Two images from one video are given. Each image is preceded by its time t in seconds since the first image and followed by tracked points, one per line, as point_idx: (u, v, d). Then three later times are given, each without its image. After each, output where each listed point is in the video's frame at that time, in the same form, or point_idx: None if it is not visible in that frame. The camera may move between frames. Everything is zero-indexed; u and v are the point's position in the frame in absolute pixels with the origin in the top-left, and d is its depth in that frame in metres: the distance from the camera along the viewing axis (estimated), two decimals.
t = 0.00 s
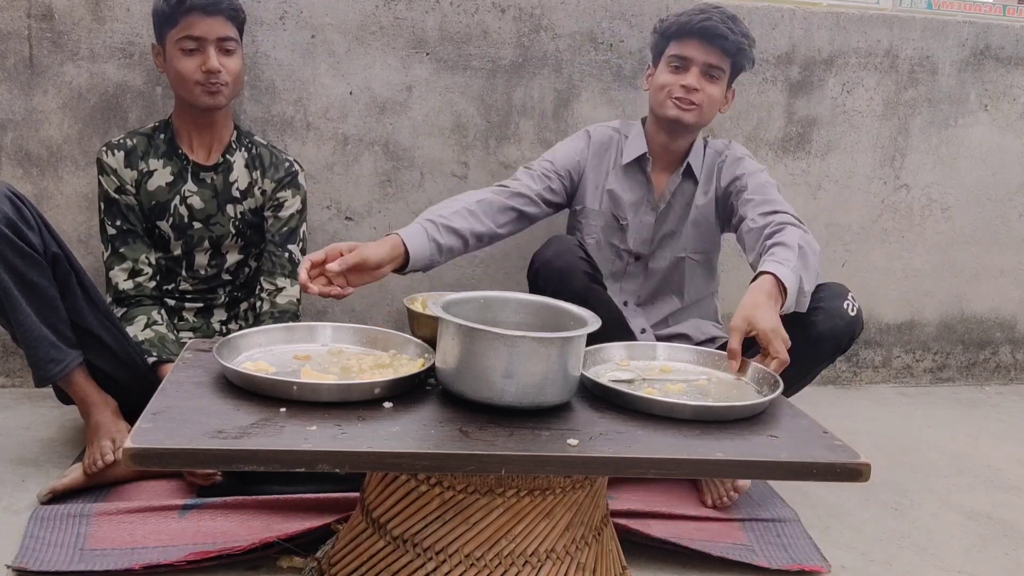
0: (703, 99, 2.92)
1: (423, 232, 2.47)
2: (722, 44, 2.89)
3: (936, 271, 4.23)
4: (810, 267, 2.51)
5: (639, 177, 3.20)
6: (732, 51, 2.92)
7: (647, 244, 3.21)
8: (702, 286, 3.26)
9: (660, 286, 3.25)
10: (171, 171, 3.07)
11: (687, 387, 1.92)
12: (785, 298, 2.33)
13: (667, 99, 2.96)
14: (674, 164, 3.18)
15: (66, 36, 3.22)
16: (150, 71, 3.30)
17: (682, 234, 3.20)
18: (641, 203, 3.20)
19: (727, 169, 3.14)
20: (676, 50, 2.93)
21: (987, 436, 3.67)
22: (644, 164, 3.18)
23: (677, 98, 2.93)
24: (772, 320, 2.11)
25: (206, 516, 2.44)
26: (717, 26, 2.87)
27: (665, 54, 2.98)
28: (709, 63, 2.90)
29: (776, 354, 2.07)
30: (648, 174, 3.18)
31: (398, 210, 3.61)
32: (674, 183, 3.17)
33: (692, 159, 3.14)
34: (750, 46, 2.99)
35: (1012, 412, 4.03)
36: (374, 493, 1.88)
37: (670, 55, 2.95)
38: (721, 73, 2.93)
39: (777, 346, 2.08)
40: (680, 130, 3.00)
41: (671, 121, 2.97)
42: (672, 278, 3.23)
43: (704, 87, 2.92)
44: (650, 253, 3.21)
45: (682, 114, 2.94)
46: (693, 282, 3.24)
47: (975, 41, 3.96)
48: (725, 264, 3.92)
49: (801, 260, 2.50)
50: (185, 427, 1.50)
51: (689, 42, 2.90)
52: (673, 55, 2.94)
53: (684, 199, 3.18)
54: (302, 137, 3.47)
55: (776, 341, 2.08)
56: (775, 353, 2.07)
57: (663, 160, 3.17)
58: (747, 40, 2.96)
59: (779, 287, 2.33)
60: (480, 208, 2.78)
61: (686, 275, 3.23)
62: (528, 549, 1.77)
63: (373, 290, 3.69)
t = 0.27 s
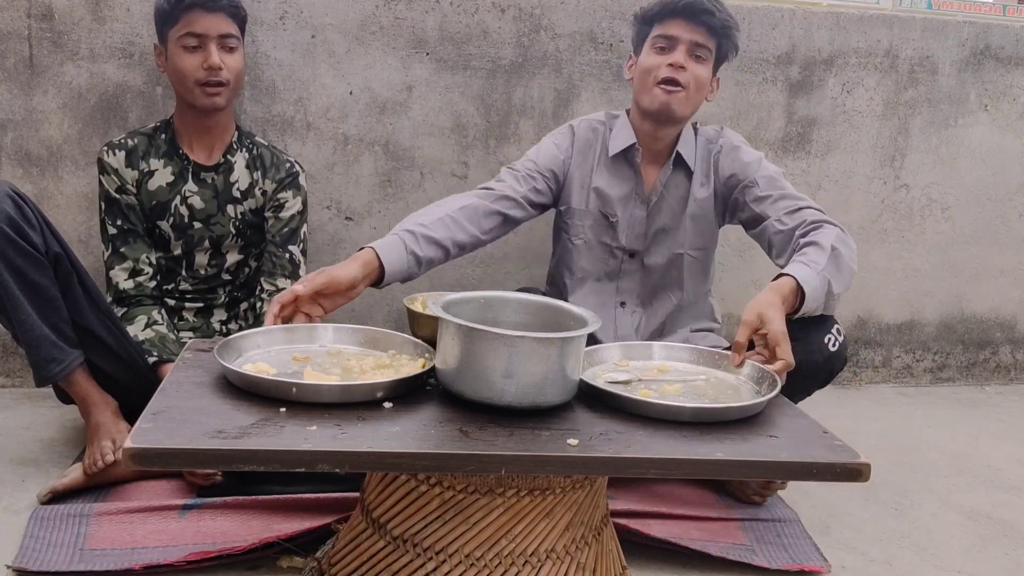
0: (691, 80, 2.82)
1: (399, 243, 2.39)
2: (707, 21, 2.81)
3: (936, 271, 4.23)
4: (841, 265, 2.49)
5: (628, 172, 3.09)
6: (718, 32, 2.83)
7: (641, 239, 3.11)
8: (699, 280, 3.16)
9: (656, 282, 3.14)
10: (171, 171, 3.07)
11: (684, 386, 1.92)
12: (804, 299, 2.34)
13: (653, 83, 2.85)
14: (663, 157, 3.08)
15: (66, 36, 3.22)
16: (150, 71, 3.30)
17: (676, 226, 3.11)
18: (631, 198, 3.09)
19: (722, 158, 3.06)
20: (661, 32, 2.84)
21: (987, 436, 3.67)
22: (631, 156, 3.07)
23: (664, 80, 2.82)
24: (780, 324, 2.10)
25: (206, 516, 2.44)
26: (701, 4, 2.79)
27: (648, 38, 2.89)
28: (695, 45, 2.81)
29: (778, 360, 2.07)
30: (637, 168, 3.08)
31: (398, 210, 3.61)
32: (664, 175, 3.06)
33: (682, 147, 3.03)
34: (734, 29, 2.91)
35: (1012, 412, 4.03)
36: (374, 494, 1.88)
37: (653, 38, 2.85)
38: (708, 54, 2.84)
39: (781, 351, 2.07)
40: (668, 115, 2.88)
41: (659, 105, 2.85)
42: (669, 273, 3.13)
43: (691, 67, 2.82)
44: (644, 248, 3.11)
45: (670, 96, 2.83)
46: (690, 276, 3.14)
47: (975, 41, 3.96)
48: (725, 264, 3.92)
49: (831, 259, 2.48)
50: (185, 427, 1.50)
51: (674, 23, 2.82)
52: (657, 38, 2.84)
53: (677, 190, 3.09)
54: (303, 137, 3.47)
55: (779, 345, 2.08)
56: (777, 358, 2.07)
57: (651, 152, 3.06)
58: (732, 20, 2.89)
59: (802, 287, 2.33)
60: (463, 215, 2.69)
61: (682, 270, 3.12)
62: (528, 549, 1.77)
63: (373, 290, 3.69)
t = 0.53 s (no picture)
0: (686, 71, 2.67)
1: (384, 257, 2.22)
2: (705, 10, 2.66)
3: (936, 271, 4.23)
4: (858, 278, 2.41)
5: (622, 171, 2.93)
6: (716, 21, 2.69)
7: (639, 239, 2.94)
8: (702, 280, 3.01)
9: (656, 285, 2.98)
10: (172, 170, 3.08)
11: (687, 382, 1.92)
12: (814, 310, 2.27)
13: (647, 74, 2.69)
14: (658, 153, 2.93)
15: (66, 36, 3.22)
16: (150, 71, 3.30)
17: (676, 225, 2.95)
18: (626, 197, 2.93)
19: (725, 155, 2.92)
20: (655, 20, 2.69)
21: (987, 436, 3.67)
22: (622, 152, 2.92)
23: (659, 71, 2.67)
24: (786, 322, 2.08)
25: (206, 516, 2.44)
26: None
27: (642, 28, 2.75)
28: (691, 33, 2.67)
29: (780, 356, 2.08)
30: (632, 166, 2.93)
31: (399, 210, 3.61)
32: (661, 173, 2.90)
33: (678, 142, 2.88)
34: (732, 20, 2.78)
35: (1012, 412, 4.03)
36: (374, 494, 1.88)
37: (647, 27, 2.71)
38: (704, 45, 2.70)
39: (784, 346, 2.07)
40: (664, 107, 2.73)
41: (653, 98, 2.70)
42: (670, 274, 2.96)
43: (686, 58, 2.67)
44: (642, 249, 2.95)
45: (664, 88, 2.68)
46: (692, 276, 2.97)
47: (975, 41, 3.96)
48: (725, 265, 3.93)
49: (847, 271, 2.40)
50: (185, 427, 1.50)
51: (669, 11, 2.67)
52: (650, 28, 2.70)
53: (676, 186, 2.93)
54: (303, 137, 3.47)
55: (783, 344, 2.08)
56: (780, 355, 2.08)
57: (646, 148, 2.91)
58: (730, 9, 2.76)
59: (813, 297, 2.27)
60: (439, 227, 2.47)
61: (684, 270, 2.96)
62: (528, 549, 1.77)
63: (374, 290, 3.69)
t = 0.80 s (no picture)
0: (711, 100, 2.39)
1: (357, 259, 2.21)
2: (733, 32, 2.37)
3: (936, 271, 4.23)
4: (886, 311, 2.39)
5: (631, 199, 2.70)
6: (746, 44, 2.40)
7: (646, 271, 2.73)
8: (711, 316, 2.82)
9: (662, 317, 2.79)
10: (172, 170, 3.08)
11: (696, 392, 1.90)
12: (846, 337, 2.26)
13: (665, 102, 2.43)
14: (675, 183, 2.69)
15: (66, 36, 3.22)
16: (150, 71, 3.30)
17: (688, 259, 2.73)
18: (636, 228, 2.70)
19: (755, 188, 2.71)
20: (676, 41, 2.42)
21: (987, 436, 3.67)
22: (630, 179, 2.68)
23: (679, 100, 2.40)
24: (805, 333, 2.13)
25: (206, 516, 2.44)
26: (728, 12, 2.36)
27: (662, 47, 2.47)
28: (717, 58, 2.39)
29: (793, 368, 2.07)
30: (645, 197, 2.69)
31: (399, 210, 3.61)
32: (677, 206, 2.67)
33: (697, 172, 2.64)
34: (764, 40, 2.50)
35: (1012, 412, 4.03)
36: (374, 494, 1.88)
37: (669, 48, 2.43)
38: (732, 70, 2.42)
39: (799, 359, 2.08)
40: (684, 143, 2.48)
41: (671, 129, 2.44)
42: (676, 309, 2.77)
43: (712, 86, 2.39)
44: (649, 281, 2.74)
45: (684, 119, 2.41)
46: (701, 311, 2.78)
47: (975, 41, 3.96)
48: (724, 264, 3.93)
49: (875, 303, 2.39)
50: (185, 427, 1.50)
51: (693, 32, 2.39)
52: (671, 49, 2.43)
53: (693, 218, 2.69)
54: (303, 137, 3.47)
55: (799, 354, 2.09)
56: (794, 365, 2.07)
57: (662, 179, 2.67)
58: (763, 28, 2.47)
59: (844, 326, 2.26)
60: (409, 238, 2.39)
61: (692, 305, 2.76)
62: (528, 549, 1.77)
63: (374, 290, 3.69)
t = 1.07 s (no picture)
0: (712, 157, 2.31)
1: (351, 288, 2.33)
2: (737, 90, 2.25)
3: (936, 271, 4.23)
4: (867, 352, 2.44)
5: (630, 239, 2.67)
6: (751, 94, 2.29)
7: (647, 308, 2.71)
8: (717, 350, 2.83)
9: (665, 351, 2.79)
10: (171, 168, 3.07)
11: (696, 396, 1.90)
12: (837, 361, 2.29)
13: (665, 156, 2.36)
14: (679, 223, 2.64)
15: (66, 36, 3.22)
16: (150, 71, 3.30)
17: (694, 297, 2.71)
18: (637, 269, 2.68)
19: (776, 234, 2.66)
20: (676, 92, 2.31)
21: (987, 436, 3.67)
22: (629, 222, 2.65)
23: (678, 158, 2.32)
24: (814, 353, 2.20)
25: (206, 516, 2.44)
26: (732, 66, 2.23)
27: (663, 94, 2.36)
28: (720, 113, 2.29)
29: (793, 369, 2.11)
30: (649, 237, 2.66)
31: (399, 210, 3.61)
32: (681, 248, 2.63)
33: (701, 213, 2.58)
34: (773, 83, 2.37)
35: (1012, 412, 4.03)
36: (374, 494, 1.88)
37: (668, 97, 2.33)
38: (736, 122, 2.31)
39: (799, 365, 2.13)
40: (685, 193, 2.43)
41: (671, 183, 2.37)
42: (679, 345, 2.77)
43: (713, 143, 2.30)
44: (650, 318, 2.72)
45: (683, 175, 2.35)
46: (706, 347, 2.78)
47: (975, 41, 3.96)
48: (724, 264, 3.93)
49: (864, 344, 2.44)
50: (185, 427, 1.50)
51: (694, 84, 2.28)
52: (671, 100, 2.32)
53: (699, 258, 2.66)
54: (303, 137, 3.47)
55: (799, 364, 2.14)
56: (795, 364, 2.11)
57: (665, 221, 2.63)
58: (770, 71, 2.34)
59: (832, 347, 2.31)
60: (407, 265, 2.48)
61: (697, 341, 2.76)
62: (528, 549, 1.77)
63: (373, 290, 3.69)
